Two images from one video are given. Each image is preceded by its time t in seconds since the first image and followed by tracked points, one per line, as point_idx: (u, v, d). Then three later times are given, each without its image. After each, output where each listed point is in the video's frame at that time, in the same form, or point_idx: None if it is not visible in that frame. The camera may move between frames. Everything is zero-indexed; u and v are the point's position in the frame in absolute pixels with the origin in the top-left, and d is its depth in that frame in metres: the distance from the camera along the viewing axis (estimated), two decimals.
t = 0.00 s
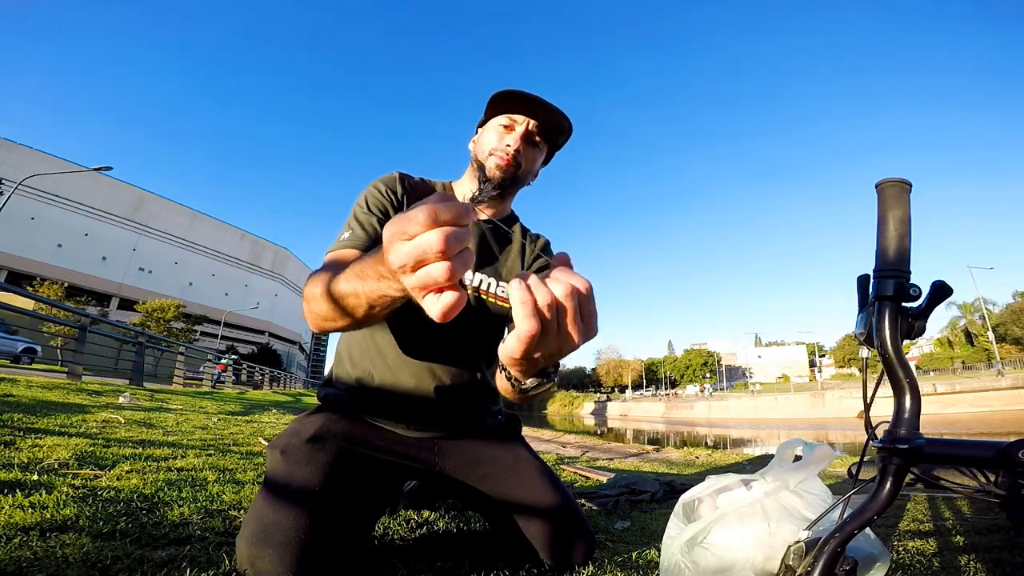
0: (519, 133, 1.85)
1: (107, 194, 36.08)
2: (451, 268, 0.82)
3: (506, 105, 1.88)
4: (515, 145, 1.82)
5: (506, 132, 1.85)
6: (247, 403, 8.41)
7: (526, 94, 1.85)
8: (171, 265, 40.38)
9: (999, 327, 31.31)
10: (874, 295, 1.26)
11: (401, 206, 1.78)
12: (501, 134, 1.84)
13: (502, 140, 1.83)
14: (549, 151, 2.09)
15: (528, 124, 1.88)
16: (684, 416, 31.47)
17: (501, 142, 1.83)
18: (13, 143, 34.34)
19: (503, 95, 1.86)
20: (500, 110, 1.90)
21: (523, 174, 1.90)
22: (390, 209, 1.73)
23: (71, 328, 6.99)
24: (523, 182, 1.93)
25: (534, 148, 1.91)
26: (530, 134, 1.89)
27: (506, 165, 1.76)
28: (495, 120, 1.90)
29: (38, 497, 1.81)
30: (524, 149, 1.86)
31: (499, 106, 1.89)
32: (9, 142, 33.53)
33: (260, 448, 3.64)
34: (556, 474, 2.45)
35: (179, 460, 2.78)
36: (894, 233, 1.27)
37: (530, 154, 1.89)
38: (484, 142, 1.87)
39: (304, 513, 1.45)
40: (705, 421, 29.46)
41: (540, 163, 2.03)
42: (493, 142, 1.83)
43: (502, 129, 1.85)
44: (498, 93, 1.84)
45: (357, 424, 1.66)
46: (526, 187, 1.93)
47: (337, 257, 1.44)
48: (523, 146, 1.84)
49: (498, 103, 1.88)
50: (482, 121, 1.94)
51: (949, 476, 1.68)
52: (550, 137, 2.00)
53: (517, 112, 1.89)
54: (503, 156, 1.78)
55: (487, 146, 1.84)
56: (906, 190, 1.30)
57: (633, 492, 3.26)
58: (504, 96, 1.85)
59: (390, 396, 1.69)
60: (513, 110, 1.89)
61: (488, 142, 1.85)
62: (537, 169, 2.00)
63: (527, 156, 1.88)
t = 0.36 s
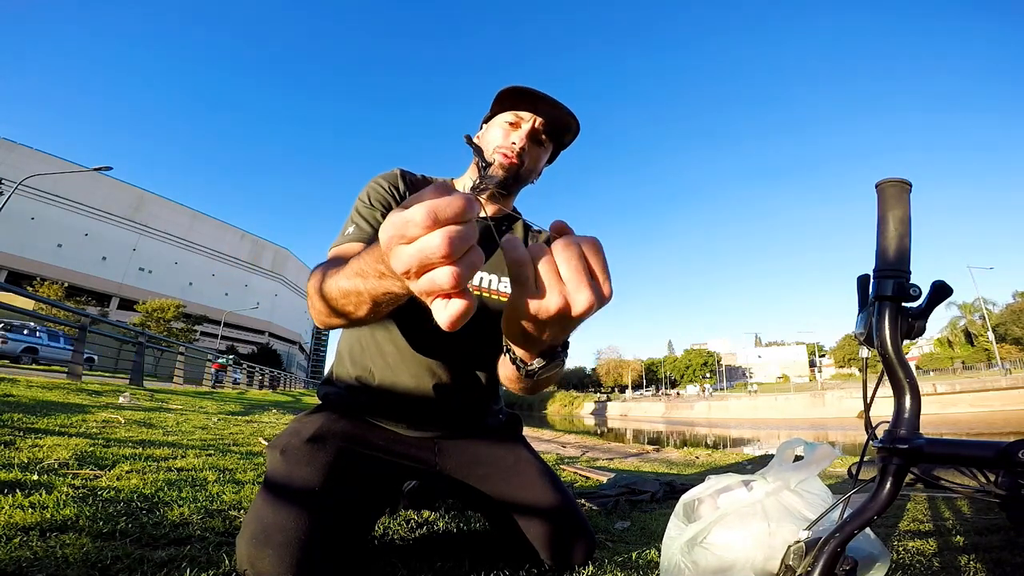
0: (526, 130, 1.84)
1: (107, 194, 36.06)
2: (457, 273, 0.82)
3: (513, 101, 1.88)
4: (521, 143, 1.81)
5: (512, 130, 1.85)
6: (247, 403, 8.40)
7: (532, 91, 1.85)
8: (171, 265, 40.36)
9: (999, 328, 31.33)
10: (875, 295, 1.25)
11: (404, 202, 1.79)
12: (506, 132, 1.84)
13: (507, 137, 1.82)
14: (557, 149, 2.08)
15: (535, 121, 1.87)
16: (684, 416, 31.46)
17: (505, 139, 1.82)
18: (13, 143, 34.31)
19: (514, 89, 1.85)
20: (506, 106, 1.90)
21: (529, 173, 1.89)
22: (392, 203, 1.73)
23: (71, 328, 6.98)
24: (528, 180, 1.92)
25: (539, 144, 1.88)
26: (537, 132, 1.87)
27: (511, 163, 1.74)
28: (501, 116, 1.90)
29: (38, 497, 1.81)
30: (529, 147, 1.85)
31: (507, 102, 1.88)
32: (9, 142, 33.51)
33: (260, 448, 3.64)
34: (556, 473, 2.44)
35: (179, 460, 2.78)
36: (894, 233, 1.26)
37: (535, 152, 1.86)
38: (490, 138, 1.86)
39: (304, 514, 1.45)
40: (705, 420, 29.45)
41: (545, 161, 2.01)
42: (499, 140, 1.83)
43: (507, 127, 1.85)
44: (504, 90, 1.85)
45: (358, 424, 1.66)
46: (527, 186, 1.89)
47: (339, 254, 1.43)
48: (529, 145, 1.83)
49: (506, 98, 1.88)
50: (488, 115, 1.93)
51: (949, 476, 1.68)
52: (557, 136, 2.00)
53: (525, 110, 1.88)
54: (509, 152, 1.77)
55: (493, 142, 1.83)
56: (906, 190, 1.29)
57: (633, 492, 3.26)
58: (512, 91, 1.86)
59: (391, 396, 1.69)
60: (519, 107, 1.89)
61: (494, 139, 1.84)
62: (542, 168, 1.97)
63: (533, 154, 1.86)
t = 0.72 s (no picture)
0: (524, 149, 1.82)
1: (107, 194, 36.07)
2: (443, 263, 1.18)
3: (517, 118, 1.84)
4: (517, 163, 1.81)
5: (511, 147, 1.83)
6: (247, 403, 8.39)
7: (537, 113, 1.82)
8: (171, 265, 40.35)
9: (999, 328, 31.37)
10: (875, 295, 1.25)
11: (394, 214, 1.79)
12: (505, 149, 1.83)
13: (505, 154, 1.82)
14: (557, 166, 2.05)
15: (535, 140, 1.83)
16: (685, 416, 31.45)
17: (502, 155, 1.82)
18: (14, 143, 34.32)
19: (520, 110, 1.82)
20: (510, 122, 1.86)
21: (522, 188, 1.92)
22: (379, 217, 1.72)
23: (71, 328, 6.98)
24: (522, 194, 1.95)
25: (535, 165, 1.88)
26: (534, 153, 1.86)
27: (505, 180, 1.82)
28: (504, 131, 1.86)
29: (39, 497, 1.81)
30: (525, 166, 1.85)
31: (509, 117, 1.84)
32: (9, 142, 33.52)
33: (260, 448, 3.64)
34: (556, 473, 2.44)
35: (179, 460, 2.78)
36: (894, 234, 1.27)
37: (529, 173, 1.88)
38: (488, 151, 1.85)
39: (304, 512, 1.45)
40: (705, 420, 29.45)
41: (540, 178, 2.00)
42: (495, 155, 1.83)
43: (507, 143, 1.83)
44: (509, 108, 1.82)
45: (358, 423, 1.66)
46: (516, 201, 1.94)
47: (312, 260, 1.48)
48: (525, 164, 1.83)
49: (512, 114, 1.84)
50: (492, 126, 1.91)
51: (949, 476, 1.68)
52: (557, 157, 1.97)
53: (526, 127, 1.84)
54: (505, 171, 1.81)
55: (491, 156, 1.84)
56: (906, 190, 1.29)
57: (633, 492, 3.26)
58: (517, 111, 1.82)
59: (389, 397, 1.69)
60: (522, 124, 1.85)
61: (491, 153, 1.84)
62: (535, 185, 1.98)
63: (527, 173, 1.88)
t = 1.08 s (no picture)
0: (500, 133, 1.86)
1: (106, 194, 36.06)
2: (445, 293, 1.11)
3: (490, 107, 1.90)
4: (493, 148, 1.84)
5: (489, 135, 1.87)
6: (247, 403, 8.39)
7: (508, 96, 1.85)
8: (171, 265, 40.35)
9: (999, 327, 31.39)
10: (875, 295, 1.25)
11: (394, 217, 1.79)
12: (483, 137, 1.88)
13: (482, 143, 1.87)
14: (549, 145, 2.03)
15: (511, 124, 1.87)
16: (685, 417, 31.43)
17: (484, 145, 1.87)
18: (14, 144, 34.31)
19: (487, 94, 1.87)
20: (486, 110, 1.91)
21: (512, 174, 1.91)
22: (378, 222, 1.72)
23: (71, 328, 6.97)
24: (514, 182, 1.95)
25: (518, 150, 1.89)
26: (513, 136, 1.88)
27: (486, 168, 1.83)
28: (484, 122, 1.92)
29: (38, 496, 1.81)
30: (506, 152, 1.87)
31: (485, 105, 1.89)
32: (9, 142, 33.50)
33: (260, 448, 3.64)
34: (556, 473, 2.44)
35: (179, 460, 2.78)
36: (894, 234, 1.26)
37: (514, 155, 1.88)
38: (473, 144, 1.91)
39: (303, 512, 1.45)
40: (705, 420, 29.45)
41: (533, 162, 1.99)
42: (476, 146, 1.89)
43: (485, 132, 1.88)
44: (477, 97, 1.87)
45: (358, 423, 1.66)
46: (513, 190, 1.95)
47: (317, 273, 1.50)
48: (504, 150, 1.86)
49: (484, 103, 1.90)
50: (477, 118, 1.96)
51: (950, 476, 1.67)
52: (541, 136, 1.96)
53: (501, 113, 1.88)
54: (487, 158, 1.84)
55: (472, 150, 1.90)
56: (906, 189, 1.29)
57: (633, 492, 3.26)
58: (485, 97, 1.87)
59: (389, 397, 1.69)
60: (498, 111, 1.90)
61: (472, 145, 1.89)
62: (529, 169, 1.97)
63: (511, 160, 1.88)
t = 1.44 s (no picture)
0: (493, 131, 1.86)
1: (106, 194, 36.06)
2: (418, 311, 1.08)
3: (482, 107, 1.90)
4: (486, 147, 1.85)
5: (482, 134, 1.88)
6: (247, 403, 8.39)
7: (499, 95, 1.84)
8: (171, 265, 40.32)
9: (999, 327, 31.42)
10: (875, 295, 1.25)
11: (392, 216, 1.79)
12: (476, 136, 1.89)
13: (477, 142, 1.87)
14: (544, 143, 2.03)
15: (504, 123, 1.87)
16: (685, 417, 31.44)
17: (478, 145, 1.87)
18: (14, 144, 34.30)
19: (478, 94, 1.87)
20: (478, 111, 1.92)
21: (507, 173, 1.91)
22: (374, 221, 1.73)
23: (71, 328, 6.97)
24: (509, 181, 1.94)
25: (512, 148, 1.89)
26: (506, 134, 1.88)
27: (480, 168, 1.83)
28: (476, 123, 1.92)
29: (38, 497, 1.81)
30: (500, 152, 1.87)
31: (477, 105, 1.90)
32: (9, 142, 33.49)
33: (260, 448, 3.64)
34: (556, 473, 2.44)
35: (179, 460, 2.78)
36: (894, 234, 1.27)
37: (507, 154, 1.88)
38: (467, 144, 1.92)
39: (303, 512, 1.45)
40: (706, 420, 29.46)
41: (527, 161, 1.98)
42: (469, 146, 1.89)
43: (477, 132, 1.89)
44: (467, 98, 1.88)
45: (358, 423, 1.66)
46: (509, 189, 1.95)
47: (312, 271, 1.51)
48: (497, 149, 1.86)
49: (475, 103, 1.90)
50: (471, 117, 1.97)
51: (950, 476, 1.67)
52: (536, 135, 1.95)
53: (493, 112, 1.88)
54: (480, 158, 1.85)
55: (468, 147, 1.91)
56: (906, 190, 1.29)
57: (633, 492, 3.26)
58: (476, 97, 1.87)
59: (388, 398, 1.69)
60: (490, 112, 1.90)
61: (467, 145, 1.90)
62: (523, 168, 1.97)
63: (505, 159, 1.88)
